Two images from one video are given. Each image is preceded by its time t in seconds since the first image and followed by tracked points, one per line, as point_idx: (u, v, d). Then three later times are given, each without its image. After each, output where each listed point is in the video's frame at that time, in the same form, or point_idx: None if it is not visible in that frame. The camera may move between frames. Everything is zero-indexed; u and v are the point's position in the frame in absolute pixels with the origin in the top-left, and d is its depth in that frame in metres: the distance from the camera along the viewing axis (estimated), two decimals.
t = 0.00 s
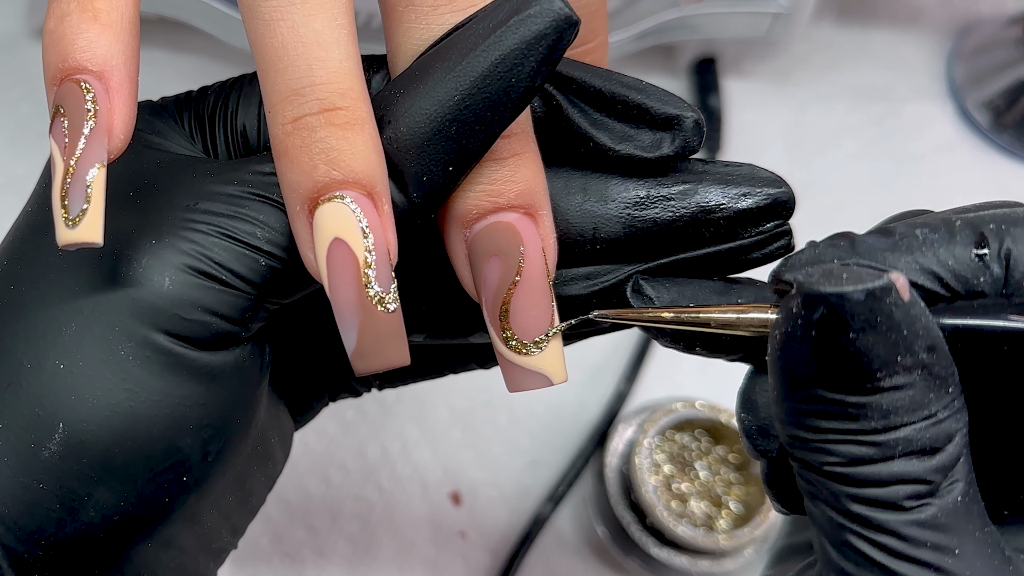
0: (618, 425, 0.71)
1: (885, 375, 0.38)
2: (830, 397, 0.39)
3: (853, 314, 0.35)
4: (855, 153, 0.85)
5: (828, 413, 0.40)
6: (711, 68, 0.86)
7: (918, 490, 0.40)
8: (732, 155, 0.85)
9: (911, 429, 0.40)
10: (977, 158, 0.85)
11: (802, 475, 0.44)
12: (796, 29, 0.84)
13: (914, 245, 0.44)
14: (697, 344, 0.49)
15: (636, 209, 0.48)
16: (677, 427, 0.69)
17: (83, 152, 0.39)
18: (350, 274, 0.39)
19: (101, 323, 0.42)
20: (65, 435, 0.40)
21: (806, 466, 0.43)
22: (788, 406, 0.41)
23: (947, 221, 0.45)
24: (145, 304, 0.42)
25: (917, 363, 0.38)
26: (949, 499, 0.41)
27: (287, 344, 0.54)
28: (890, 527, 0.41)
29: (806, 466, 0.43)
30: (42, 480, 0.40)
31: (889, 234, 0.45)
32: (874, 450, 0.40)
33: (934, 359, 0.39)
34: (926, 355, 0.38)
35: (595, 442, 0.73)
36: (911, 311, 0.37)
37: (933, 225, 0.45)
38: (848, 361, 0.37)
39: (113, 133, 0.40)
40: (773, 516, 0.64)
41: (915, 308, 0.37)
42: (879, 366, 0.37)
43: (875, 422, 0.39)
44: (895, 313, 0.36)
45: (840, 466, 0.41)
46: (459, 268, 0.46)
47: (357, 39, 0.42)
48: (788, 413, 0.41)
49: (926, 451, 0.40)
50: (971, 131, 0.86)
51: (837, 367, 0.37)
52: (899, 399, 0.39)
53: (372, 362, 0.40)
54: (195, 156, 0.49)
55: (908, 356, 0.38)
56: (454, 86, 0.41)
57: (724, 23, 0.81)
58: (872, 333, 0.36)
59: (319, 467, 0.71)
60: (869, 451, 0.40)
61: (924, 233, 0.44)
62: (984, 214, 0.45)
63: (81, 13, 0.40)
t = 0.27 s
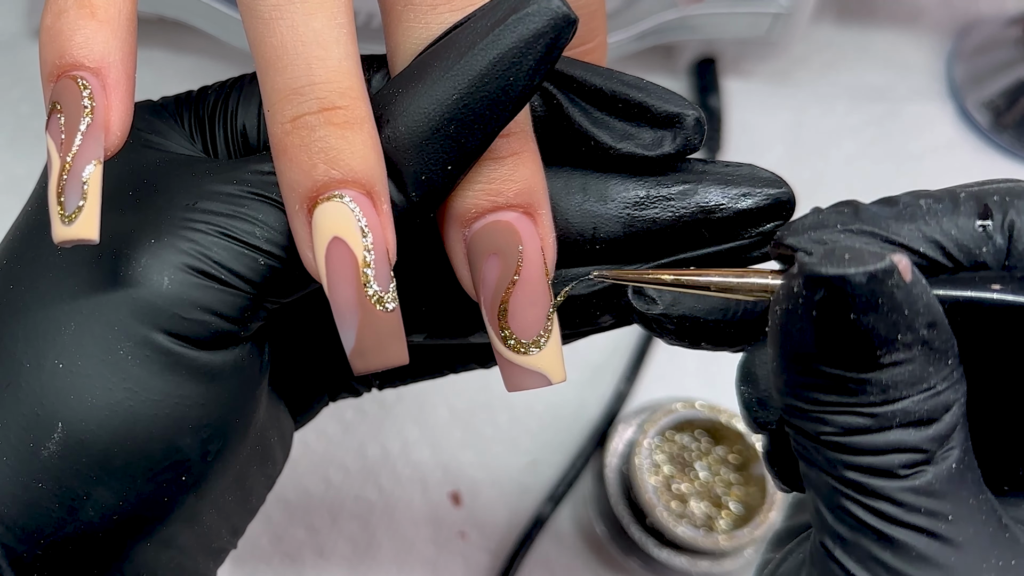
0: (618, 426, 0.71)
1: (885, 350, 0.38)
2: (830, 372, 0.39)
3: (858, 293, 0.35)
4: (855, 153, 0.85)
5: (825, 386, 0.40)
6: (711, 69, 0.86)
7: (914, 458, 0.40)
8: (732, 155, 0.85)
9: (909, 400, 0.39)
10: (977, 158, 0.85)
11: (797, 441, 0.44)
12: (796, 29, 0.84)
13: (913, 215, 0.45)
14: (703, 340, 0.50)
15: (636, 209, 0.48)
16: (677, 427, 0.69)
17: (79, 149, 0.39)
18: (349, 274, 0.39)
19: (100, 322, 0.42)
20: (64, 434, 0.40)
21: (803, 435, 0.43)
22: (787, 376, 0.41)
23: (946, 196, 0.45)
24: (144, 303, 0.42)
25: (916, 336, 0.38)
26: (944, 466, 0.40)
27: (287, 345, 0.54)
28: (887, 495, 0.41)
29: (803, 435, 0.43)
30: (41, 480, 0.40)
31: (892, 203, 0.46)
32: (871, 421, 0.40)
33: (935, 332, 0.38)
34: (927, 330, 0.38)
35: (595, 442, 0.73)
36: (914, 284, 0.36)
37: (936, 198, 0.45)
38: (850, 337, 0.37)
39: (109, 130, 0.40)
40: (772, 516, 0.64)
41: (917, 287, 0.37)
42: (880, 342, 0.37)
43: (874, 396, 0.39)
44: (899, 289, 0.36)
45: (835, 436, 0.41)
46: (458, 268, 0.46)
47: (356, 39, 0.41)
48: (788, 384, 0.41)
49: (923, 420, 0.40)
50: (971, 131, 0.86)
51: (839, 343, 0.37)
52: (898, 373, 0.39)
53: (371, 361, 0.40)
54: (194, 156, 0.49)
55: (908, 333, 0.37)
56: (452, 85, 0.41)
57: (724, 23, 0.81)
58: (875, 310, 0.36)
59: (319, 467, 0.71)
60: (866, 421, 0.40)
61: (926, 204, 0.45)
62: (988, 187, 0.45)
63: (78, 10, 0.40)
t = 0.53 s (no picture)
0: (618, 426, 0.71)
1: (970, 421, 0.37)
2: (903, 442, 0.39)
3: (943, 368, 0.35)
4: (855, 153, 0.85)
5: (894, 459, 0.40)
6: (711, 68, 0.86)
7: (984, 538, 0.40)
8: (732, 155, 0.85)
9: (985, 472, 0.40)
10: (977, 159, 0.85)
11: (858, 515, 0.43)
12: (796, 29, 0.84)
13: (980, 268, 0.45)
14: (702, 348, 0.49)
15: (640, 209, 0.48)
16: (677, 427, 0.69)
17: (81, 154, 0.39)
18: (353, 276, 0.39)
19: (102, 324, 0.42)
20: (66, 435, 0.40)
21: (866, 508, 0.42)
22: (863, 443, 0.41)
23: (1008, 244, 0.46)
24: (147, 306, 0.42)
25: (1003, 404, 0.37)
26: (1012, 549, 0.40)
27: (289, 347, 0.54)
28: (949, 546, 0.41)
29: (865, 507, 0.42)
30: (42, 481, 0.40)
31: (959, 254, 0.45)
32: (943, 496, 0.40)
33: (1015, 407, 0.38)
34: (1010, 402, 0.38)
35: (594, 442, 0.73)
36: (999, 357, 0.36)
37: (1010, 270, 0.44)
38: (935, 410, 0.37)
39: (112, 135, 0.40)
40: (772, 516, 0.64)
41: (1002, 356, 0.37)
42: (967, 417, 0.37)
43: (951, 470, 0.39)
44: (989, 363, 0.35)
45: (905, 511, 0.41)
46: (463, 270, 0.46)
47: (358, 39, 0.41)
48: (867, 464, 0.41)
49: (995, 498, 0.40)
50: (971, 131, 0.86)
51: (916, 413, 0.37)
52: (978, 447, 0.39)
53: (375, 362, 0.40)
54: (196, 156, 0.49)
55: (991, 405, 0.37)
56: (457, 89, 0.41)
57: (724, 22, 0.81)
58: (964, 382, 0.35)
59: (320, 467, 0.71)
60: (938, 496, 0.40)
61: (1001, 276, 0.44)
62: None
63: (80, 13, 0.40)
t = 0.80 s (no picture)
0: (618, 425, 0.70)
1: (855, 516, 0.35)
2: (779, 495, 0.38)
3: (820, 438, 0.34)
4: (855, 153, 0.85)
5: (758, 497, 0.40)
6: (711, 69, 0.86)
7: None
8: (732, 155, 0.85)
9: None
10: (977, 158, 0.85)
11: None
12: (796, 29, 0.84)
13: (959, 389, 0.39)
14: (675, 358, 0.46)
15: (639, 205, 0.48)
16: (677, 427, 0.69)
17: (78, 152, 0.39)
18: (357, 273, 0.39)
19: (105, 326, 0.42)
20: (68, 438, 0.40)
21: None
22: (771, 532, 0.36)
23: (1011, 358, 0.40)
24: (148, 308, 0.42)
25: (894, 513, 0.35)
26: None
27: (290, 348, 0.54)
28: None
29: None
30: (45, 484, 0.40)
31: (944, 367, 0.40)
32: None
33: (914, 522, 0.35)
34: (904, 512, 0.35)
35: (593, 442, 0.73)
36: (882, 449, 0.35)
37: (1004, 401, 0.38)
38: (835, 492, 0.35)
39: (108, 133, 0.40)
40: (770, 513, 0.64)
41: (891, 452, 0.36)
42: (847, 502, 0.35)
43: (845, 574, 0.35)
44: (866, 452, 0.34)
45: None
46: (466, 268, 0.46)
47: (360, 37, 0.41)
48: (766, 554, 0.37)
49: None
50: (970, 130, 0.86)
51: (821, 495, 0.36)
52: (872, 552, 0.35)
53: (379, 360, 0.40)
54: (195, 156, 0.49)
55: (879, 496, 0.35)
56: (465, 90, 0.41)
57: (724, 22, 0.81)
58: (838, 459, 0.34)
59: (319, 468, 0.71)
60: None
61: (993, 414, 0.37)
62: None
63: (78, 12, 0.40)
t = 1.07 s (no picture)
0: (618, 426, 0.71)
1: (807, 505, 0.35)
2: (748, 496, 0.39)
3: (778, 430, 0.34)
4: (855, 153, 0.85)
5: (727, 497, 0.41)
6: (711, 69, 0.86)
7: None
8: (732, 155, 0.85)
9: None
10: (977, 159, 0.85)
11: None
12: (797, 30, 0.84)
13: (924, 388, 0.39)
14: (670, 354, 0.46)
15: (639, 206, 0.48)
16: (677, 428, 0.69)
17: (80, 154, 0.39)
18: (359, 275, 0.39)
19: (106, 328, 0.42)
20: (69, 440, 0.40)
21: None
22: (734, 526, 0.36)
23: (982, 359, 0.40)
24: (149, 310, 0.42)
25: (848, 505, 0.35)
26: None
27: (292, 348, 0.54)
28: None
29: None
30: (46, 486, 0.40)
31: (914, 365, 0.40)
32: None
33: (871, 513, 0.35)
34: (862, 503, 0.35)
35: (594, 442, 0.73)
36: (839, 441, 0.35)
37: (961, 403, 0.38)
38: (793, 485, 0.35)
39: (110, 136, 0.40)
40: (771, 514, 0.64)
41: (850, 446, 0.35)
42: (804, 493, 0.35)
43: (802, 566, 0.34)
44: (825, 444, 0.35)
45: None
46: (467, 270, 0.46)
47: (361, 39, 0.41)
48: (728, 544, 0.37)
49: None
50: (970, 131, 0.86)
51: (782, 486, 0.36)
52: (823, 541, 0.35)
53: (381, 363, 0.40)
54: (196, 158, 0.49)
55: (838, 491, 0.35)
56: (466, 92, 0.41)
57: (724, 23, 0.81)
58: (796, 451, 0.34)
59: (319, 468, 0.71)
60: None
61: (948, 415, 0.37)
62: (1008, 355, 0.40)
63: (79, 15, 0.40)
